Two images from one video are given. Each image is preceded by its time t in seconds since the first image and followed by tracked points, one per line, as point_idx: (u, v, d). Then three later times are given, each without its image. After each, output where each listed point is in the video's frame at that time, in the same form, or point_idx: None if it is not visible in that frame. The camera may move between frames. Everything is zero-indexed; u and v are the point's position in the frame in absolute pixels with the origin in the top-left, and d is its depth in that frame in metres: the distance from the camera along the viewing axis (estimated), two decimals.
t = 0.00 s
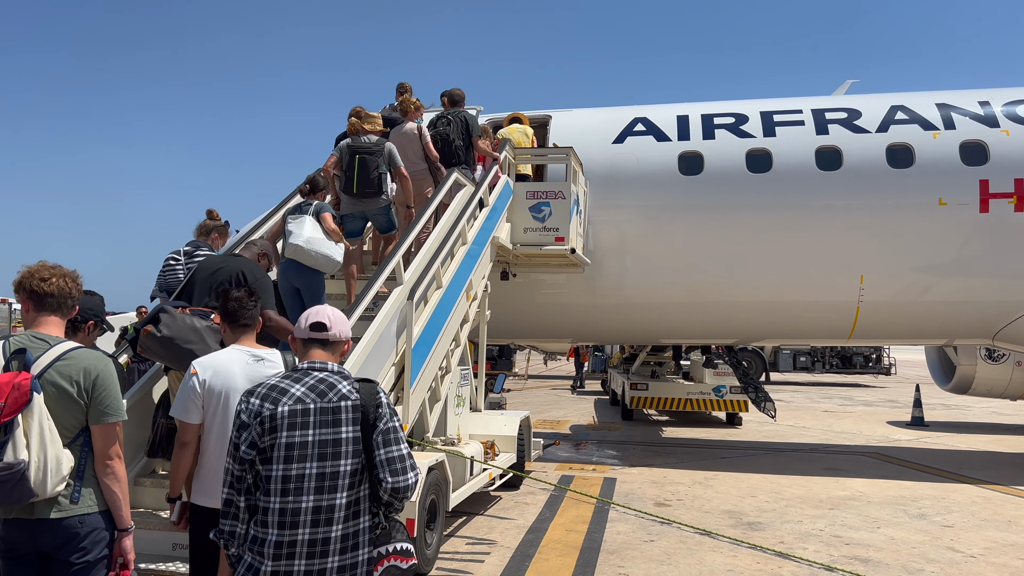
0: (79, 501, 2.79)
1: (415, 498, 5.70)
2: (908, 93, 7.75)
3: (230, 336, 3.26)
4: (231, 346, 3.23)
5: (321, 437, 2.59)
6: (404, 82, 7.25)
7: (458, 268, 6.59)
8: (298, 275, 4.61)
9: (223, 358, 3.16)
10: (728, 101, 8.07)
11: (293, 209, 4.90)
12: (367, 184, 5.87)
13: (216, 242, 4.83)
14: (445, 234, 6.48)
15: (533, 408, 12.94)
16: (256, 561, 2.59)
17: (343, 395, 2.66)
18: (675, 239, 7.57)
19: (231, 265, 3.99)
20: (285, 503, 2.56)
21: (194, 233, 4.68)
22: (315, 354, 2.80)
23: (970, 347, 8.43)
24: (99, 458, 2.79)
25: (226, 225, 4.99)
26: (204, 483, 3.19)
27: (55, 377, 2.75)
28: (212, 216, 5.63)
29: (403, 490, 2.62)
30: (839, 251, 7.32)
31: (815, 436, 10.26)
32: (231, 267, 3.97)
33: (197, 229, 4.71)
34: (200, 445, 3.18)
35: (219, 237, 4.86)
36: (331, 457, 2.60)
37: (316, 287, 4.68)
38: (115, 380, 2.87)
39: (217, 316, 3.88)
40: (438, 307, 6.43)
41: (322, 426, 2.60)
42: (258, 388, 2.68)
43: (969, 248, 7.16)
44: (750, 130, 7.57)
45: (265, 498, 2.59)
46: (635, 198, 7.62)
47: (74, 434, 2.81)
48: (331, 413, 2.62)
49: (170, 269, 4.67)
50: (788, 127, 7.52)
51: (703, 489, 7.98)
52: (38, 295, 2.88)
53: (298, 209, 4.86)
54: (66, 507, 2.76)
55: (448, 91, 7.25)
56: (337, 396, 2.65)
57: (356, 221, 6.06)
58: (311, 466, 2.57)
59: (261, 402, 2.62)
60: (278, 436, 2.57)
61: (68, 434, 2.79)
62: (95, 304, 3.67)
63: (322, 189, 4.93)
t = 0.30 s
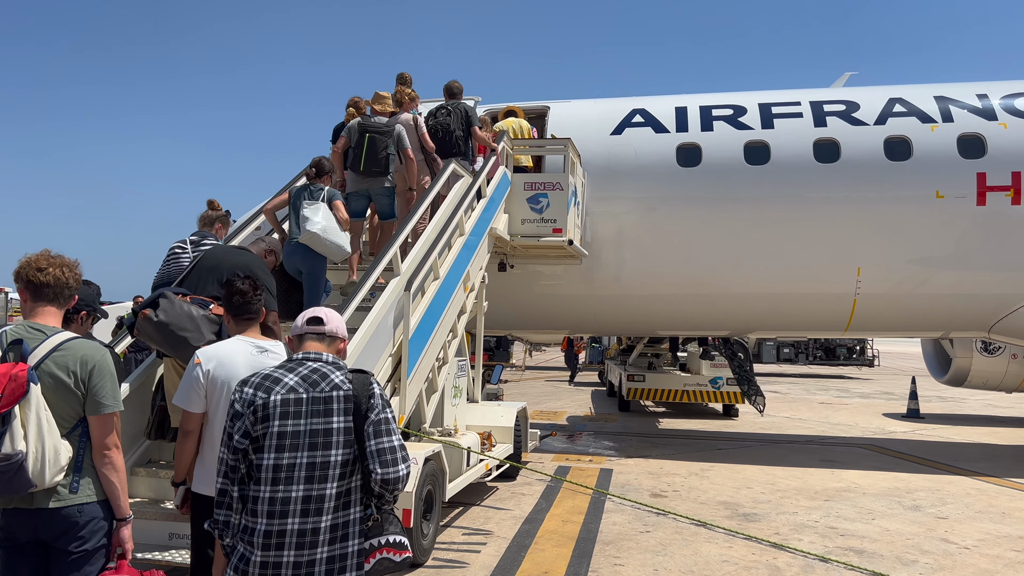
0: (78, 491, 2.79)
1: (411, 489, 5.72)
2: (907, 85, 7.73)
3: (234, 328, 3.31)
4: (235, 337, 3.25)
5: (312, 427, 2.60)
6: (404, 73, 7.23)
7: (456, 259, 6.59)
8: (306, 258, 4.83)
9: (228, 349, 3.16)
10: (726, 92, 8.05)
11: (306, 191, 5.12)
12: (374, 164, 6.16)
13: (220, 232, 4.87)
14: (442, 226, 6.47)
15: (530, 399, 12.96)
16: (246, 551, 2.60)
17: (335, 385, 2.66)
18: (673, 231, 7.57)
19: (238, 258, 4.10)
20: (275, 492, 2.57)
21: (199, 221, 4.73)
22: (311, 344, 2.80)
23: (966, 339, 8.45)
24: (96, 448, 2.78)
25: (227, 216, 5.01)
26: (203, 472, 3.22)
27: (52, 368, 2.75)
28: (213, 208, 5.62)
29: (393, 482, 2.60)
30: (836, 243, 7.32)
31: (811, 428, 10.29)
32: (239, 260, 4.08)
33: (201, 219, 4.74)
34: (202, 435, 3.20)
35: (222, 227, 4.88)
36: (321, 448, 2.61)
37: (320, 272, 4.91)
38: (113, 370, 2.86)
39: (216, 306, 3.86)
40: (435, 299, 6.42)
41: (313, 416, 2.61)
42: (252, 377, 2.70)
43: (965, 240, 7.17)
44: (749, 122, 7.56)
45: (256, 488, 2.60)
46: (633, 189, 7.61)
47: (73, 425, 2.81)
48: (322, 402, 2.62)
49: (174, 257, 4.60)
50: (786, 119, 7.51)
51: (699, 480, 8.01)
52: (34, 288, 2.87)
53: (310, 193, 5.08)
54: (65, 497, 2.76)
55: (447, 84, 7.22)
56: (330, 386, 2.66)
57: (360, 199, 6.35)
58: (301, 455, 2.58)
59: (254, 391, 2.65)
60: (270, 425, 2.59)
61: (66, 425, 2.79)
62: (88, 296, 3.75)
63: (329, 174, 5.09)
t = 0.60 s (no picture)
0: (70, 479, 2.78)
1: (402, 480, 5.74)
2: (899, 81, 7.75)
3: (230, 319, 3.30)
4: (232, 327, 3.25)
5: (300, 414, 2.60)
6: (400, 64, 7.17)
7: (448, 251, 6.60)
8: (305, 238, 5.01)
9: (226, 339, 3.16)
10: (719, 86, 8.05)
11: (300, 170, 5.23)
12: (370, 152, 6.19)
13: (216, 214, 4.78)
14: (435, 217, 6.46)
15: (521, 392, 12.98)
16: (236, 540, 2.61)
17: (323, 373, 2.65)
18: (664, 224, 7.59)
19: (234, 252, 4.10)
20: (264, 479, 2.58)
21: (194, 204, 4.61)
22: (302, 335, 2.81)
23: (955, 334, 8.50)
24: (89, 436, 2.78)
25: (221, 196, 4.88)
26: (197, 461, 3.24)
27: (45, 356, 2.74)
28: (206, 190, 5.51)
29: (381, 470, 2.59)
30: (828, 238, 7.35)
31: (801, 422, 10.35)
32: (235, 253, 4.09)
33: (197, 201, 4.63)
34: (198, 426, 3.20)
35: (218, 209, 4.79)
36: (310, 436, 2.61)
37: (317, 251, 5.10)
38: (106, 358, 2.87)
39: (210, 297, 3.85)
40: (427, 291, 6.42)
41: (300, 404, 2.61)
42: (242, 365, 2.71)
43: (955, 235, 7.19)
44: (741, 116, 7.57)
45: (245, 475, 2.61)
46: (625, 182, 7.62)
47: (65, 413, 2.81)
48: (309, 390, 2.62)
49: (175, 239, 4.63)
50: (779, 113, 7.53)
51: (689, 473, 8.04)
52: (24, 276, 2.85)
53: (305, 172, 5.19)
54: (58, 484, 2.75)
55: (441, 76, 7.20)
56: (318, 374, 2.65)
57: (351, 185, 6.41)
58: (290, 443, 2.59)
59: (243, 378, 2.65)
60: (259, 413, 2.60)
61: (59, 413, 2.79)
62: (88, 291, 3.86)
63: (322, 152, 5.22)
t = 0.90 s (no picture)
0: (53, 471, 2.75)
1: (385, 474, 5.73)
2: (883, 79, 7.80)
3: (211, 311, 3.24)
4: (215, 320, 3.21)
5: (282, 409, 2.59)
6: (387, 57, 7.18)
7: (433, 245, 6.59)
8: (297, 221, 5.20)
9: (209, 332, 3.13)
10: (705, 82, 8.07)
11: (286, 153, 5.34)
12: (340, 147, 6.15)
13: (206, 193, 4.71)
14: (420, 211, 6.45)
15: (505, 386, 12.99)
16: (219, 535, 2.59)
17: (306, 367, 2.64)
18: (648, 220, 7.61)
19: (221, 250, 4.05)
20: (247, 474, 2.57)
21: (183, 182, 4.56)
22: (284, 328, 2.78)
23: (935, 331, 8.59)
24: (71, 428, 2.75)
25: (212, 175, 4.84)
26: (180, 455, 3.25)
27: (25, 347, 2.70)
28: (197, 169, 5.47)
29: (364, 465, 2.56)
30: (812, 235, 7.39)
31: (782, 417, 10.43)
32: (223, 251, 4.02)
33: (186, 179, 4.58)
34: (181, 419, 3.19)
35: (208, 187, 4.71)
36: (293, 430, 2.60)
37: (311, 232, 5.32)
38: (88, 350, 2.83)
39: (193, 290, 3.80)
40: (411, 285, 6.40)
41: (283, 399, 2.60)
42: (224, 359, 2.68)
43: (937, 233, 7.23)
44: (726, 113, 7.60)
45: (228, 470, 2.59)
46: (610, 178, 7.62)
47: (47, 406, 2.78)
48: (293, 385, 2.61)
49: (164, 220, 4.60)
50: (764, 111, 7.56)
51: (671, 468, 8.08)
52: (2, 267, 2.85)
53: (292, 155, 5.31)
54: (40, 477, 2.72)
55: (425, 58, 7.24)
56: (301, 368, 2.64)
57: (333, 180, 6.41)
58: (273, 438, 2.58)
59: (225, 372, 2.63)
60: (241, 408, 2.58)
61: (40, 405, 2.76)
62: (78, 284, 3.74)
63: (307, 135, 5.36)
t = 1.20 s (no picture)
0: (21, 464, 2.73)
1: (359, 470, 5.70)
2: (856, 79, 7.88)
3: (185, 304, 3.24)
4: (187, 313, 3.20)
5: (255, 403, 2.57)
6: (367, 52, 7.15)
7: (409, 240, 6.57)
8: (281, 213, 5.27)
9: (180, 324, 3.11)
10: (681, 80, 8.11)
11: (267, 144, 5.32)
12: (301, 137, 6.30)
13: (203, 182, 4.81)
14: (396, 206, 6.42)
15: (481, 382, 12.99)
16: (189, 530, 2.57)
17: (279, 361, 2.63)
18: (623, 217, 7.64)
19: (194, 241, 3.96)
20: (218, 469, 2.55)
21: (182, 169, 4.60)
22: (257, 322, 2.75)
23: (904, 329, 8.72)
24: (41, 421, 2.70)
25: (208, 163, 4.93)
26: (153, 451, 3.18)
27: None
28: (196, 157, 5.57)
29: (340, 458, 2.55)
30: (785, 233, 7.46)
31: (755, 413, 10.54)
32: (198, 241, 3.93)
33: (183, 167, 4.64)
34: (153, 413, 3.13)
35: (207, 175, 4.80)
36: (265, 425, 2.58)
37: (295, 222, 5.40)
38: (58, 340, 2.79)
39: (166, 285, 3.77)
40: (387, 279, 6.37)
41: (256, 393, 2.58)
42: (195, 353, 2.66)
43: (908, 231, 7.31)
44: (702, 111, 7.65)
45: (198, 465, 2.57)
46: (587, 174, 7.64)
47: (16, 398, 2.74)
48: (265, 379, 2.59)
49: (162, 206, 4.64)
50: (739, 109, 7.61)
51: (645, 463, 8.14)
52: None
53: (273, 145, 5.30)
54: (8, 471, 2.69)
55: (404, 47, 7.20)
56: (273, 362, 2.62)
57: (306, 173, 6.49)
58: (245, 432, 2.56)
59: (197, 367, 2.61)
60: (213, 402, 2.56)
61: (9, 398, 2.71)
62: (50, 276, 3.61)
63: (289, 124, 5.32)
